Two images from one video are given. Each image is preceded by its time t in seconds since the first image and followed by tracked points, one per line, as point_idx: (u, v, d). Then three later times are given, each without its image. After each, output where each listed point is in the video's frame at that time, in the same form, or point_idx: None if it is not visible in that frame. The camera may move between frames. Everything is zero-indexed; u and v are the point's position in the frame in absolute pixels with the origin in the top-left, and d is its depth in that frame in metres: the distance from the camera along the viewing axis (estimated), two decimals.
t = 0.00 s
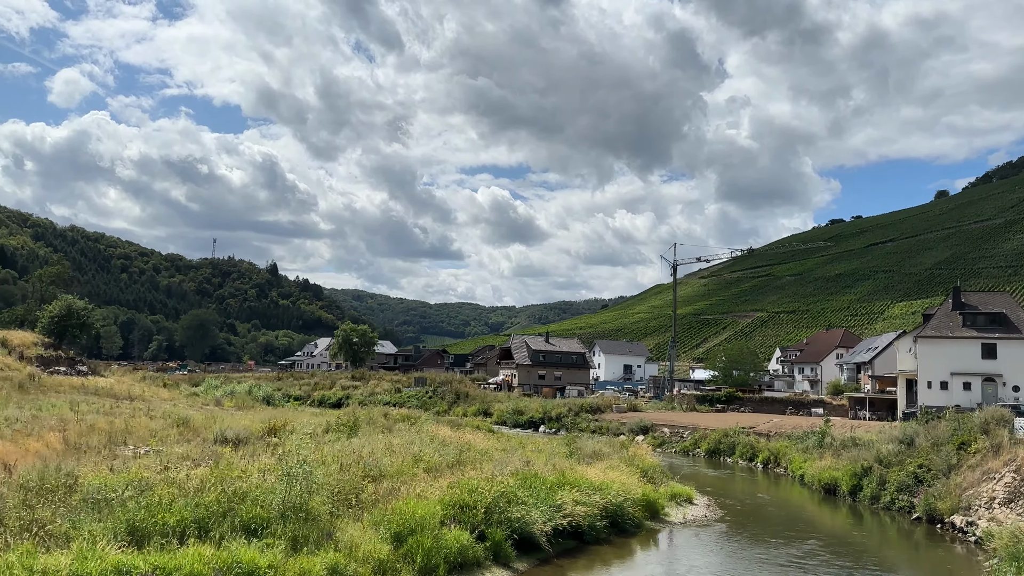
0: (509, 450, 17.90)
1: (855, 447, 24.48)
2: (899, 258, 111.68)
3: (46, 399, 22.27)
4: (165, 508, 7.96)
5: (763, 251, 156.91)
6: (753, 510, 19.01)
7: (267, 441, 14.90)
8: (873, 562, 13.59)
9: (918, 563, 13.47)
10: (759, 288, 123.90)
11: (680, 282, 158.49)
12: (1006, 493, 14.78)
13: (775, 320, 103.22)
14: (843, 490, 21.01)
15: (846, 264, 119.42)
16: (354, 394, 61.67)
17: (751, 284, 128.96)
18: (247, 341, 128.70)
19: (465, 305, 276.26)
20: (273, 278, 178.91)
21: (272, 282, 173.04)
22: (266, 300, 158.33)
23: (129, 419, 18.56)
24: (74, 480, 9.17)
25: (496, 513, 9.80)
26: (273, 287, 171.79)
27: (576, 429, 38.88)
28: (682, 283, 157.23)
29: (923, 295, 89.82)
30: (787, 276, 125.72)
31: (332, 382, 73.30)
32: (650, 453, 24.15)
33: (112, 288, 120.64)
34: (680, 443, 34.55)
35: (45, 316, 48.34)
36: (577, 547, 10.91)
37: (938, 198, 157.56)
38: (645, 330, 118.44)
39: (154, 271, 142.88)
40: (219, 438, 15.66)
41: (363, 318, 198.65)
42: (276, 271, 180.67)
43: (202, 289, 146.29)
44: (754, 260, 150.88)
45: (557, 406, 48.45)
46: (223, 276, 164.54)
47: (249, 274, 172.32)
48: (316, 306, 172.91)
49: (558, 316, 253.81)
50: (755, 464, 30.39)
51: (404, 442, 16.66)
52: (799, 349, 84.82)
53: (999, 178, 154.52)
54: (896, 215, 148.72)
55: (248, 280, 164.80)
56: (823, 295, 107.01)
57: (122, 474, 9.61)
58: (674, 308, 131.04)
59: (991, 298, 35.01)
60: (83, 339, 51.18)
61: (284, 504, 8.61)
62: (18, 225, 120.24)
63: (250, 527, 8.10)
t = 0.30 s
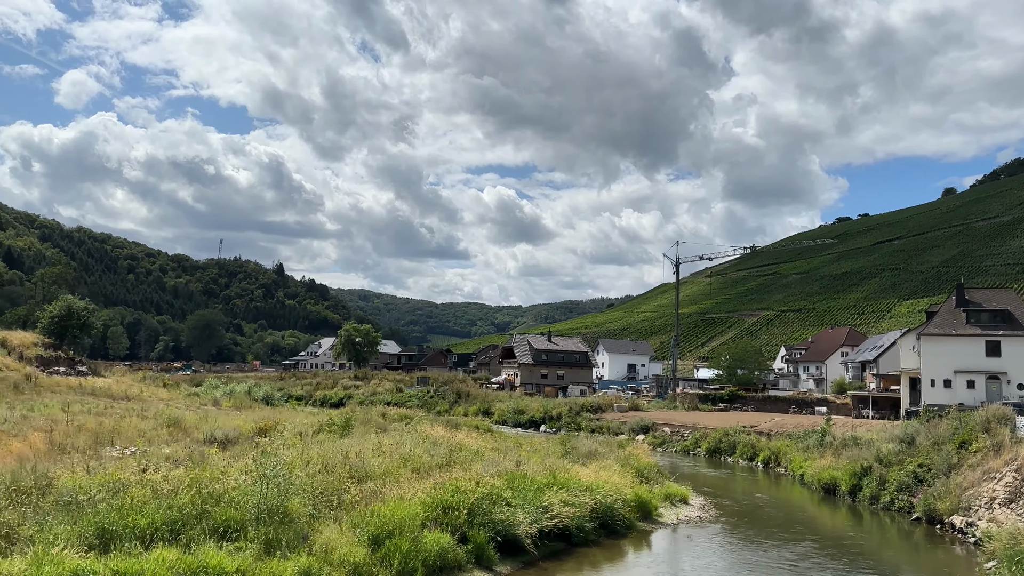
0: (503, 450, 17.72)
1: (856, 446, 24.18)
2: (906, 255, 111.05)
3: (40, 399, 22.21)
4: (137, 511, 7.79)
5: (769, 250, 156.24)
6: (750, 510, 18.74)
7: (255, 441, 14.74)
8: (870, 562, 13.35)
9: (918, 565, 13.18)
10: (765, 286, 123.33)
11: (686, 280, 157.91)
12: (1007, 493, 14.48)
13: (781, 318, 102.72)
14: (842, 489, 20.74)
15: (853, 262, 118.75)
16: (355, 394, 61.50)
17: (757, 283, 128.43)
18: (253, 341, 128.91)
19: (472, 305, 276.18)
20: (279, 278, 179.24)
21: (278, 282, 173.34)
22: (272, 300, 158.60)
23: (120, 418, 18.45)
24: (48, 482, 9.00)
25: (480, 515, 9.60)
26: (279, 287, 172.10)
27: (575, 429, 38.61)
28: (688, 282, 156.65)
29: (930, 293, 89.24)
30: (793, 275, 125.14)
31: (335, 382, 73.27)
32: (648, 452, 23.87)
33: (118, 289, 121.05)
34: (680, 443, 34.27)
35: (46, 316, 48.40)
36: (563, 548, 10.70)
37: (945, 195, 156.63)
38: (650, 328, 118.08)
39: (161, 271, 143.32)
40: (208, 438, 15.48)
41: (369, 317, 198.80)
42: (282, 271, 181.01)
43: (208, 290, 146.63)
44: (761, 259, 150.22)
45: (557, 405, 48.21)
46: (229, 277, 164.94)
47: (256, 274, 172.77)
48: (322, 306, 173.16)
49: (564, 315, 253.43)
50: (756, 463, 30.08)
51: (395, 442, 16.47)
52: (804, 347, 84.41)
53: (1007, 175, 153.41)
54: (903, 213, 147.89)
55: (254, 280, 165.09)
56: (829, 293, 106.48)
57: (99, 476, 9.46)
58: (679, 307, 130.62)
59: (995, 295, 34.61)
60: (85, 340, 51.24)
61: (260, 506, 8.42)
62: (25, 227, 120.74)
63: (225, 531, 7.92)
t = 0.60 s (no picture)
0: (496, 449, 17.51)
1: (857, 445, 23.85)
2: (912, 253, 110.40)
3: (33, 400, 22.07)
4: (107, 514, 7.58)
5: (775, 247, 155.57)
6: (748, 510, 18.46)
7: (244, 441, 14.59)
8: (867, 563, 13.07)
9: (920, 566, 12.87)
10: (771, 285, 122.75)
11: (691, 279, 157.39)
12: (1008, 494, 14.19)
13: (787, 317, 102.23)
14: (842, 489, 20.45)
15: (859, 260, 118.08)
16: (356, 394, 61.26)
17: (763, 281, 127.82)
18: (259, 342, 129.07)
19: (478, 304, 276.08)
20: (285, 279, 179.50)
21: (284, 282, 173.60)
22: (278, 300, 158.78)
23: (111, 419, 18.37)
24: (20, 484, 8.81)
25: (462, 517, 9.39)
26: (285, 287, 172.33)
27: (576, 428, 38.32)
28: (692, 281, 156.11)
29: (937, 291, 88.64)
30: (798, 272, 124.55)
31: (336, 382, 73.17)
32: (646, 453, 23.56)
33: (125, 290, 121.36)
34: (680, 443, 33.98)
35: (46, 317, 48.38)
36: (550, 551, 10.45)
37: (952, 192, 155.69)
38: (655, 327, 117.65)
39: (167, 272, 143.66)
40: (197, 439, 15.29)
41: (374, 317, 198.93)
42: (288, 271, 181.22)
43: (214, 290, 146.91)
44: (766, 256, 149.60)
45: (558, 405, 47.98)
46: (235, 277, 165.19)
47: (261, 274, 173.01)
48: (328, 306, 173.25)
49: (570, 314, 253.08)
50: (757, 463, 29.78)
51: (387, 442, 16.29)
52: (809, 345, 83.95)
53: (1015, 171, 152.41)
54: (910, 210, 147.15)
55: (260, 281, 165.31)
56: (835, 291, 105.91)
57: (74, 477, 9.27)
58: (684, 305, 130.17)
59: (999, 291, 34.20)
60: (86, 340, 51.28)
61: (236, 509, 8.22)
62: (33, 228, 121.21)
63: (198, 535, 7.71)
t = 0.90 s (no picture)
0: (489, 450, 17.27)
1: (858, 444, 23.55)
2: (918, 250, 109.81)
3: (25, 402, 21.90)
4: (74, 520, 7.38)
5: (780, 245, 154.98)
6: (745, 510, 18.21)
7: (231, 442, 14.46)
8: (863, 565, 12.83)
9: (917, 568, 12.61)
10: (775, 283, 122.24)
11: (695, 277, 156.87)
12: (1008, 493, 13.91)
13: (792, 315, 101.76)
14: (841, 489, 20.17)
15: (865, 257, 117.48)
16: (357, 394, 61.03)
17: (768, 279, 127.29)
18: (263, 342, 129.13)
19: (483, 304, 275.83)
20: (290, 279, 179.61)
21: (289, 283, 173.68)
22: (283, 300, 158.85)
23: (100, 420, 18.23)
24: None
25: (443, 520, 9.19)
26: (290, 287, 172.49)
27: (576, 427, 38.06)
28: (696, 279, 155.58)
29: (943, 288, 88.06)
30: (803, 270, 124.00)
31: (337, 381, 73.03)
32: (643, 452, 23.28)
33: (130, 291, 121.58)
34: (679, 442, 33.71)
35: (45, 318, 48.33)
36: (535, 554, 10.22)
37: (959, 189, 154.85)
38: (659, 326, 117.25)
39: (172, 273, 143.89)
40: (184, 440, 15.09)
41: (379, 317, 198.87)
42: (293, 272, 181.31)
43: (219, 290, 147.03)
44: (771, 254, 148.99)
45: (558, 404, 47.74)
46: (241, 277, 165.34)
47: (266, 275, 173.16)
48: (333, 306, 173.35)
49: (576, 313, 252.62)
50: (756, 463, 29.48)
51: (377, 442, 16.11)
52: (813, 343, 83.53)
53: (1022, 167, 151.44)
54: (915, 207, 146.41)
55: (265, 281, 165.43)
56: (840, 288, 105.36)
57: (48, 480, 9.09)
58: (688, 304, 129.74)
59: (1003, 287, 33.82)
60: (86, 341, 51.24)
61: (208, 511, 8.00)
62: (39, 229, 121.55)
63: (169, 540, 7.52)
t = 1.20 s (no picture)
0: (480, 450, 17.07)
1: (856, 442, 23.30)
2: (922, 247, 109.35)
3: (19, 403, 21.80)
4: (37, 524, 7.19)
5: (783, 243, 154.50)
6: (739, 510, 17.98)
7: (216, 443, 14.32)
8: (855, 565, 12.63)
9: (911, 569, 12.38)
10: (778, 281, 121.91)
11: (698, 276, 156.47)
12: (1005, 492, 13.69)
13: (795, 313, 101.39)
14: (838, 489, 19.94)
15: (868, 255, 117.06)
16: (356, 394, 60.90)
17: (771, 278, 126.92)
18: (266, 343, 129.20)
19: (487, 304, 275.64)
20: (293, 279, 179.71)
21: (292, 283, 173.73)
22: (286, 301, 158.89)
23: (89, 421, 18.06)
24: None
25: (423, 522, 8.99)
26: (293, 288, 172.53)
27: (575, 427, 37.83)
28: (699, 278, 155.16)
29: (947, 285, 87.63)
30: (807, 268, 123.57)
31: (337, 381, 72.91)
32: (639, 452, 23.07)
33: (133, 292, 121.71)
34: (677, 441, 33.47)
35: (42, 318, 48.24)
36: (518, 558, 10.00)
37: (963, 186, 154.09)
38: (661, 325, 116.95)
39: (175, 274, 144.01)
40: (170, 441, 14.93)
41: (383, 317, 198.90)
42: (296, 272, 181.30)
43: (222, 291, 147.01)
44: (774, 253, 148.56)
45: (557, 403, 47.52)
46: (244, 278, 165.44)
47: (270, 275, 173.26)
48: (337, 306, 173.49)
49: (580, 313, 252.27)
50: (754, 462, 29.27)
51: (366, 442, 15.96)
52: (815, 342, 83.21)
53: None
54: (919, 205, 145.78)
55: (268, 282, 165.46)
56: (844, 286, 104.96)
57: (18, 482, 8.92)
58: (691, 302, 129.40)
59: (1004, 284, 33.50)
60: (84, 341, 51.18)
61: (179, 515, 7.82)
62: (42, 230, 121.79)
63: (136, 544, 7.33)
